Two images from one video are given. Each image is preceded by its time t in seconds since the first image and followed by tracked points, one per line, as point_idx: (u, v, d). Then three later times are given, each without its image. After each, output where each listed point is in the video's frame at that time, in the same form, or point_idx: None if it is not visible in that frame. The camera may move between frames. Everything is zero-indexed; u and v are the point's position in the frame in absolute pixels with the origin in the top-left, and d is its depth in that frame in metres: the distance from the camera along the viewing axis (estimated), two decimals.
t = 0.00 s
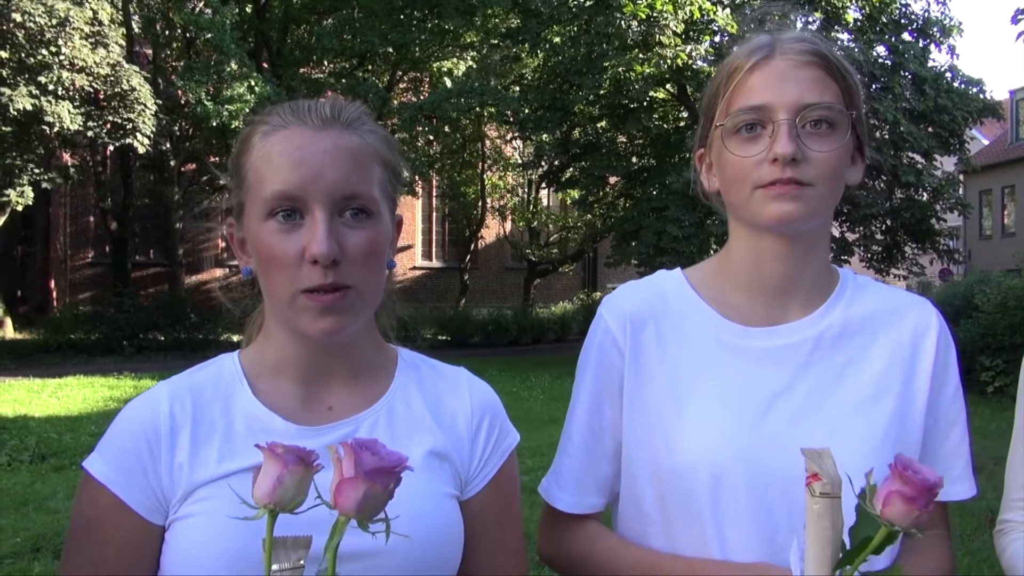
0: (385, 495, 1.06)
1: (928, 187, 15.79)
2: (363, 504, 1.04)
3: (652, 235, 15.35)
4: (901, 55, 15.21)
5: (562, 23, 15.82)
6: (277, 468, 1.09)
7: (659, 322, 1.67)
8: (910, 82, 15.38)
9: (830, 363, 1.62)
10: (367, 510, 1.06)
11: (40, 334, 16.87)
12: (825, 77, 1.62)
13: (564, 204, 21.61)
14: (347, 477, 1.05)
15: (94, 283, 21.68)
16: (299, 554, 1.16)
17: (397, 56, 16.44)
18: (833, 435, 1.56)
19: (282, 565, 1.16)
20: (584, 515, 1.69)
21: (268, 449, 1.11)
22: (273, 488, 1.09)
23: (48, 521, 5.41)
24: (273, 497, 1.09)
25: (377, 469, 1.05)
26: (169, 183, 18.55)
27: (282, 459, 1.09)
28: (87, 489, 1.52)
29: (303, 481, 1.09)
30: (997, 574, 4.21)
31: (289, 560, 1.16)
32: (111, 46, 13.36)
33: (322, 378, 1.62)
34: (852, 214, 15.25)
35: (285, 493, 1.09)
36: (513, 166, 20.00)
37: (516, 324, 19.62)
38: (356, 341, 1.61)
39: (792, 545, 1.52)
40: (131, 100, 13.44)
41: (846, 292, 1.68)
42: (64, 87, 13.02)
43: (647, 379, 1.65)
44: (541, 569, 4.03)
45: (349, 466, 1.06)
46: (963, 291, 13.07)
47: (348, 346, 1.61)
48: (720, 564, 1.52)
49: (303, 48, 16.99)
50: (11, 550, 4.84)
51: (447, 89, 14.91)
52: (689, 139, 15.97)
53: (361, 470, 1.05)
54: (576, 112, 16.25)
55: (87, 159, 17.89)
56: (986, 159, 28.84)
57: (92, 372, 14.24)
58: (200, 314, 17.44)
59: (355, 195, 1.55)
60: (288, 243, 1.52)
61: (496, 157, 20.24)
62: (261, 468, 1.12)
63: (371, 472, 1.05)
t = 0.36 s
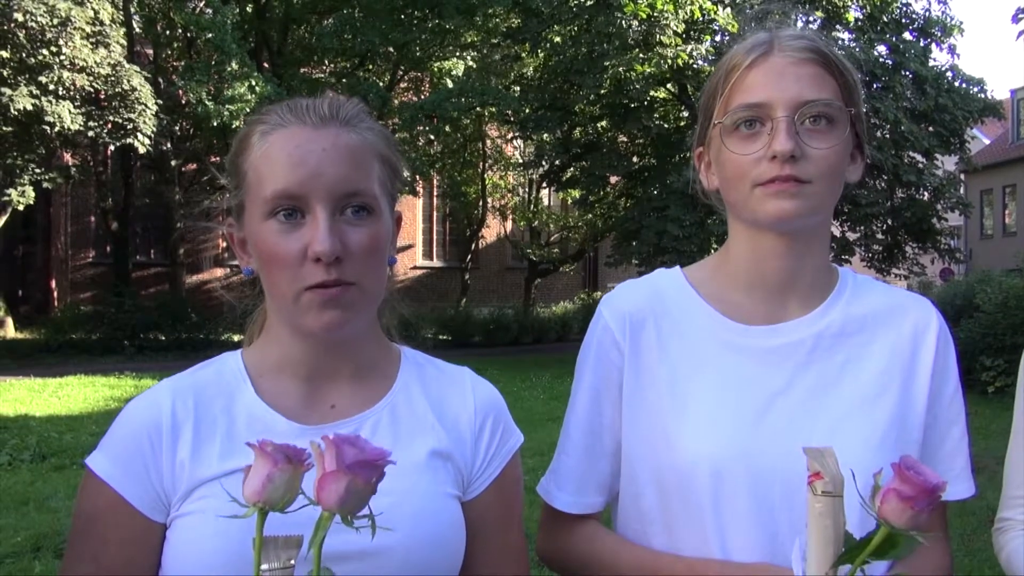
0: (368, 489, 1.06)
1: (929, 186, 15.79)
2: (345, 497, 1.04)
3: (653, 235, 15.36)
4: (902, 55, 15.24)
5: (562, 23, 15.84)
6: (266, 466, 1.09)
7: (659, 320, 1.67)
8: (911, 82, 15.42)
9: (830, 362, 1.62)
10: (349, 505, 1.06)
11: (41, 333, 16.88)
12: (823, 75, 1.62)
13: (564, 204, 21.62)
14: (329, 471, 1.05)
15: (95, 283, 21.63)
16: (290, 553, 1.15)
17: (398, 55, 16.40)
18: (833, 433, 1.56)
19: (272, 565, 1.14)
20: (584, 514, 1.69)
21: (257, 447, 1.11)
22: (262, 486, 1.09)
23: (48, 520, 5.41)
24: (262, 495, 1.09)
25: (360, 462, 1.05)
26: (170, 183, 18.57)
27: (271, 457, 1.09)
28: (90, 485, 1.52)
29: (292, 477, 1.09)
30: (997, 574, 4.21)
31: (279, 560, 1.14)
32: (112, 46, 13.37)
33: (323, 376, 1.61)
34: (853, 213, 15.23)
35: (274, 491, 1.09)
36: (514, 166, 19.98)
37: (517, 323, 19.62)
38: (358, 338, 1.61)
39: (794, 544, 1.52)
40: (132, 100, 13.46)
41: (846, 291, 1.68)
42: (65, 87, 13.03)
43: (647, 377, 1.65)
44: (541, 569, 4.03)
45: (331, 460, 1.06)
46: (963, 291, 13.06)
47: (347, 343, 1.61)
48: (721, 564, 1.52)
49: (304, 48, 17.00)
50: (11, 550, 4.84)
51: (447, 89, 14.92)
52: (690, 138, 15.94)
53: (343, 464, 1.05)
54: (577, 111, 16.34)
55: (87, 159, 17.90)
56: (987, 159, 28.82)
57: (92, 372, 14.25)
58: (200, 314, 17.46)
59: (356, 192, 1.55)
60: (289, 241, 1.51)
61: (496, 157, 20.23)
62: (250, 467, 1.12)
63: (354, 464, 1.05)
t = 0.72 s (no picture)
0: (355, 484, 1.06)
1: (930, 185, 15.77)
2: (332, 494, 1.04)
3: (653, 234, 15.37)
4: (903, 54, 15.22)
5: (563, 22, 15.82)
6: (252, 463, 1.09)
7: (663, 319, 1.66)
8: (911, 81, 15.43)
9: (835, 362, 1.61)
10: (337, 503, 1.05)
11: (41, 333, 16.87)
12: (829, 72, 1.61)
13: (565, 204, 21.61)
14: (315, 468, 1.05)
15: (95, 283, 21.84)
16: (279, 551, 1.16)
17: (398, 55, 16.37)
18: (836, 433, 1.55)
19: (261, 563, 1.15)
20: (588, 515, 1.69)
21: (244, 446, 1.11)
22: (249, 484, 1.08)
23: (49, 520, 5.41)
24: (249, 493, 1.08)
25: (346, 458, 1.05)
26: (170, 182, 18.59)
27: (258, 455, 1.09)
28: (89, 487, 1.51)
29: (280, 476, 1.09)
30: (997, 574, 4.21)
31: (269, 559, 1.15)
32: (113, 46, 13.37)
33: (324, 376, 1.61)
34: (853, 212, 15.20)
35: (262, 489, 1.08)
36: (514, 165, 19.97)
37: (517, 323, 19.60)
38: (359, 339, 1.60)
39: (800, 544, 1.52)
40: (132, 100, 13.47)
41: (852, 291, 1.67)
42: (66, 87, 13.03)
43: (652, 375, 1.64)
44: (541, 570, 4.02)
45: (316, 457, 1.05)
46: (963, 290, 13.04)
47: (349, 343, 1.60)
48: (726, 564, 1.51)
49: (304, 48, 17.00)
50: (11, 550, 4.84)
51: (447, 89, 14.91)
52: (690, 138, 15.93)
53: (329, 460, 1.05)
54: (578, 110, 16.33)
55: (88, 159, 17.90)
56: (987, 158, 28.79)
57: (93, 371, 14.26)
58: (201, 314, 17.45)
59: (358, 192, 1.54)
60: (290, 240, 1.51)
61: (497, 157, 20.23)
62: (238, 465, 1.12)
63: (341, 461, 1.05)
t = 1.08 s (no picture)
0: (356, 483, 1.05)
1: (931, 185, 15.78)
2: (334, 494, 1.03)
3: (655, 234, 15.37)
4: (905, 53, 15.20)
5: (565, 22, 15.80)
6: (251, 464, 1.07)
7: (674, 319, 1.65)
8: (913, 81, 15.44)
9: (848, 364, 1.60)
10: (338, 503, 1.04)
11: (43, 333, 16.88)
12: (843, 71, 1.60)
13: (566, 203, 21.61)
14: (316, 468, 1.04)
15: (97, 282, 21.96)
16: (282, 551, 1.15)
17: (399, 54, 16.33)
18: (846, 435, 1.55)
19: (264, 564, 1.14)
20: (598, 516, 1.68)
21: (242, 446, 1.09)
22: (249, 484, 1.07)
23: (50, 519, 5.41)
24: (249, 493, 1.07)
25: (346, 458, 1.04)
26: (172, 182, 18.62)
27: (257, 454, 1.07)
28: (91, 487, 1.50)
29: (280, 476, 1.08)
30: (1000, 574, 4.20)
31: (273, 559, 1.14)
32: (115, 46, 13.35)
33: (328, 377, 1.60)
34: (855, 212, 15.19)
35: (262, 489, 1.07)
36: (516, 165, 19.96)
37: (518, 323, 19.59)
38: (363, 340, 1.59)
39: (812, 547, 1.51)
40: (134, 99, 13.48)
41: (864, 292, 1.66)
42: (68, 86, 13.02)
43: (663, 376, 1.63)
44: (543, 570, 4.01)
45: (316, 457, 1.04)
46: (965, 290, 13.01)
47: (356, 344, 1.59)
48: (737, 566, 1.50)
49: (305, 47, 17.01)
50: (13, 549, 4.83)
51: (448, 88, 14.91)
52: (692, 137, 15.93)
53: (329, 459, 1.03)
54: (579, 110, 16.31)
55: (90, 159, 17.93)
56: (989, 158, 28.77)
57: (95, 371, 14.27)
58: (202, 313, 17.45)
59: (365, 193, 1.53)
60: (295, 241, 1.50)
61: (498, 156, 20.23)
62: (237, 465, 1.11)
63: (341, 461, 1.03)
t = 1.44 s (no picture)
0: (358, 488, 1.04)
1: (932, 186, 15.77)
2: (335, 498, 1.03)
3: (655, 234, 15.38)
4: (906, 54, 15.20)
5: (566, 22, 15.78)
6: (251, 469, 1.06)
7: (677, 319, 1.65)
8: (914, 81, 15.45)
9: (852, 366, 1.59)
10: (340, 505, 1.04)
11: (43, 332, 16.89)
12: (847, 69, 1.60)
13: (567, 203, 21.63)
14: (316, 473, 1.03)
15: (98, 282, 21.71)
16: (283, 555, 1.14)
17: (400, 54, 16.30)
18: (847, 436, 1.54)
19: (266, 567, 1.14)
20: (601, 517, 1.67)
21: (242, 451, 1.08)
22: (249, 490, 1.07)
23: (50, 518, 5.40)
24: (249, 499, 1.07)
25: (348, 461, 1.03)
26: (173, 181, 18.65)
27: (256, 460, 1.06)
28: (87, 486, 1.50)
29: (280, 479, 1.07)
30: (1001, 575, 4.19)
31: (273, 561, 1.14)
32: (116, 46, 13.32)
33: (325, 377, 1.59)
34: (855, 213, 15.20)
35: (262, 494, 1.07)
36: (516, 165, 19.97)
37: (519, 323, 19.59)
38: (360, 338, 1.59)
39: (816, 549, 1.50)
40: (134, 98, 13.49)
41: (870, 293, 1.65)
42: (69, 85, 13.02)
43: (665, 377, 1.63)
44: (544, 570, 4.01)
45: (316, 460, 1.03)
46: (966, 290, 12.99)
47: (354, 344, 1.59)
48: (741, 568, 1.50)
49: (306, 47, 17.03)
50: (14, 548, 4.83)
51: (449, 88, 14.90)
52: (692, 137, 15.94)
53: (331, 464, 1.03)
54: (580, 110, 16.28)
55: (91, 158, 17.94)
56: (990, 158, 28.76)
57: (96, 369, 14.28)
58: (203, 313, 17.45)
59: (361, 192, 1.53)
60: (290, 240, 1.49)
61: (499, 156, 20.25)
62: (238, 469, 1.10)
63: (342, 465, 1.03)
